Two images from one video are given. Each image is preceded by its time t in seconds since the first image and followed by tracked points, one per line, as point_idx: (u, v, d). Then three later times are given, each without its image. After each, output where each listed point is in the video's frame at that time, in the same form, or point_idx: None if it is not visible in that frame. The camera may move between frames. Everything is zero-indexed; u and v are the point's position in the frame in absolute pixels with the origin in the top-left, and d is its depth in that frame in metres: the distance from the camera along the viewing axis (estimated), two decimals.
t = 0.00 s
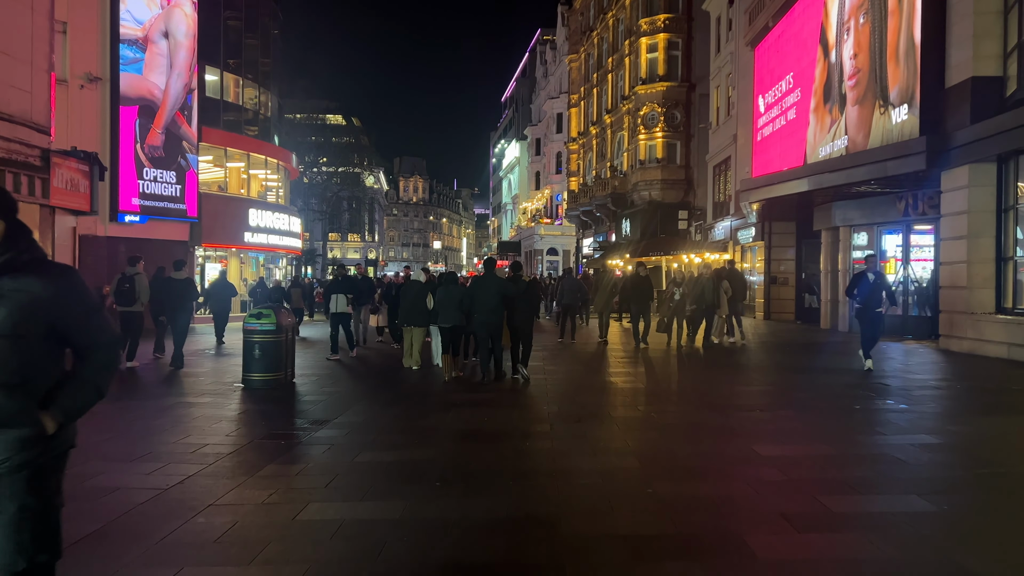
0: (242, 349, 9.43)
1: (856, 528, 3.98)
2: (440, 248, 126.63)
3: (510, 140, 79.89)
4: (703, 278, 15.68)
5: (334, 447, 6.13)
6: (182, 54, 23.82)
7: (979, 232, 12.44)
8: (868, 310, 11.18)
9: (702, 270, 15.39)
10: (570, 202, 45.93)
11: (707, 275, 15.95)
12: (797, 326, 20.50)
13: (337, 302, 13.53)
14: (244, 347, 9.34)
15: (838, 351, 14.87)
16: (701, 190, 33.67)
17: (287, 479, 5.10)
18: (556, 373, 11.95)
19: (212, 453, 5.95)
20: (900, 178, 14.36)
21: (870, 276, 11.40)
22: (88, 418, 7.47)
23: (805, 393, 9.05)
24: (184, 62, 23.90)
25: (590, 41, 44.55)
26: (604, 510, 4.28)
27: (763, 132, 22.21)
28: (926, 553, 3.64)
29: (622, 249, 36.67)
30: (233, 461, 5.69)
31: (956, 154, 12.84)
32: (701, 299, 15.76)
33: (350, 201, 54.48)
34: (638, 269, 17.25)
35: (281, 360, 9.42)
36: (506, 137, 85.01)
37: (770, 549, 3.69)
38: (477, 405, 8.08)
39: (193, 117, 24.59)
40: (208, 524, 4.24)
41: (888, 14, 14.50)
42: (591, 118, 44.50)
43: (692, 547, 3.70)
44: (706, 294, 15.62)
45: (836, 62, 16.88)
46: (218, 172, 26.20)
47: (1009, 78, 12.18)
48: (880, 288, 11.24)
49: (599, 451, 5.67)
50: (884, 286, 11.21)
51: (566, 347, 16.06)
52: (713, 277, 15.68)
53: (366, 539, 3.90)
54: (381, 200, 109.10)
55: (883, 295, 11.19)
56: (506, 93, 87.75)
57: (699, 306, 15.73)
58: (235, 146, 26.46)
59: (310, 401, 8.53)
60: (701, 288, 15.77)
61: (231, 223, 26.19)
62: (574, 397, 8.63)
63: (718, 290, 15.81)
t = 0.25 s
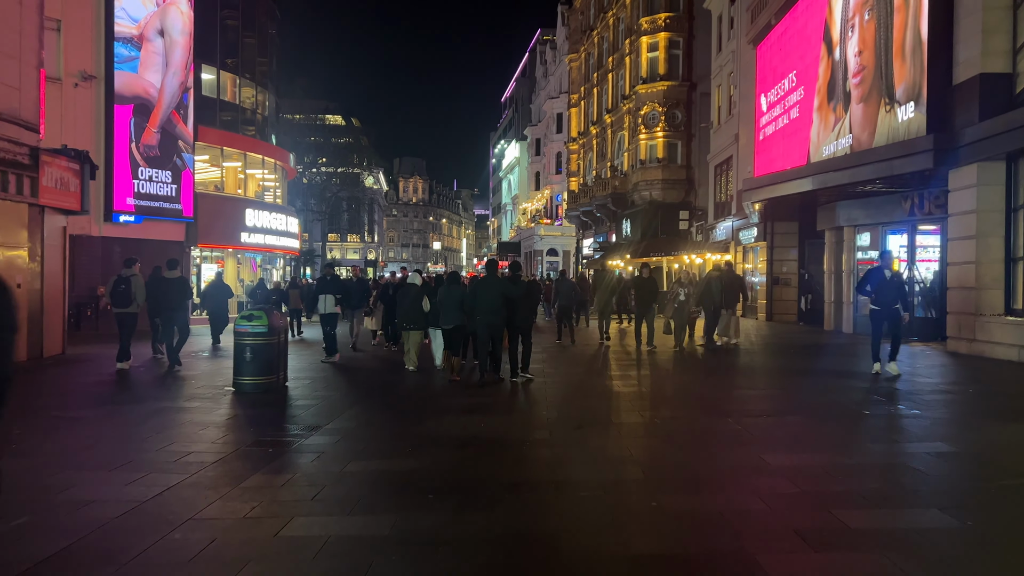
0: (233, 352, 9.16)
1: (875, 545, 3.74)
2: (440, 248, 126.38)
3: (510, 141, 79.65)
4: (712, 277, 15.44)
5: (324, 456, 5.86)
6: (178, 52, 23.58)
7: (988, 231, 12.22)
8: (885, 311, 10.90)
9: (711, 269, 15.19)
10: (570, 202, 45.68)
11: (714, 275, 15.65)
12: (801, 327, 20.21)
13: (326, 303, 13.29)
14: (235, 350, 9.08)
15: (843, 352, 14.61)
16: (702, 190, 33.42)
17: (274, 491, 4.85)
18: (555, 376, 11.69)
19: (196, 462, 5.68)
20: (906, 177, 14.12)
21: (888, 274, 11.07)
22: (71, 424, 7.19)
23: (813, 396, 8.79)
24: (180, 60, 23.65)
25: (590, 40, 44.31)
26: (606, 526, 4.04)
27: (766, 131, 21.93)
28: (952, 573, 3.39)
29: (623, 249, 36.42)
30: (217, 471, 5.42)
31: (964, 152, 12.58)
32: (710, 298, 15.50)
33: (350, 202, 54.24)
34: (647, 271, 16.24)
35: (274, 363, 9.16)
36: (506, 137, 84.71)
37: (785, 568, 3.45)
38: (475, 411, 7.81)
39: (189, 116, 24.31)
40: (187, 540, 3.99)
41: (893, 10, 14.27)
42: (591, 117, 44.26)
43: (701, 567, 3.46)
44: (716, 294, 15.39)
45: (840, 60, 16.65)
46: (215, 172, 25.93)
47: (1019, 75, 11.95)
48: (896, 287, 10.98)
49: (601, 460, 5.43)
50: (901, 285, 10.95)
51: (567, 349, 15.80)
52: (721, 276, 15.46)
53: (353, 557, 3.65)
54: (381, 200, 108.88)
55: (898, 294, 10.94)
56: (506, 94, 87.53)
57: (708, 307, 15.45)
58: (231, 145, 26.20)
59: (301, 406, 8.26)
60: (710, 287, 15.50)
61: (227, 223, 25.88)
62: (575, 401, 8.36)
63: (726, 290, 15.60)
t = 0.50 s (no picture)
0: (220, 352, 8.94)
1: (885, 557, 3.50)
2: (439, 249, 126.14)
3: (510, 141, 79.42)
4: (719, 278, 14.86)
5: (308, 460, 5.62)
6: (173, 50, 23.32)
7: (994, 229, 12.01)
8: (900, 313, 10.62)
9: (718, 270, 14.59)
10: (569, 202, 45.44)
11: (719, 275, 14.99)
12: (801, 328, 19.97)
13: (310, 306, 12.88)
14: (221, 350, 8.84)
15: (846, 353, 14.37)
16: (702, 190, 33.17)
17: (251, 498, 4.61)
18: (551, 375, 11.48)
19: (172, 466, 5.43)
20: (909, 175, 13.89)
21: (906, 275, 10.71)
22: (49, 426, 6.94)
23: (811, 396, 8.59)
24: (175, 58, 23.40)
25: (589, 39, 44.08)
26: (599, 536, 3.80)
27: (766, 129, 21.69)
28: None
29: (622, 250, 36.19)
30: (194, 476, 5.17)
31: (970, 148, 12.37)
32: (716, 299, 14.92)
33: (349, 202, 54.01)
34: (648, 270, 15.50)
35: (261, 364, 8.92)
36: (506, 138, 84.45)
37: None
38: (468, 412, 7.58)
39: (183, 114, 24.05)
40: (152, 551, 3.75)
41: (896, 5, 14.03)
42: (590, 117, 44.03)
43: None
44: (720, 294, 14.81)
45: (842, 56, 16.41)
46: (210, 171, 25.66)
47: None
48: (909, 288, 10.75)
49: (596, 465, 5.20)
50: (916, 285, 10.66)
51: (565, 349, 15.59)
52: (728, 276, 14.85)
53: (327, 570, 3.42)
54: (380, 201, 108.64)
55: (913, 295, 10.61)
56: (506, 93, 87.30)
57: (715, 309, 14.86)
58: (226, 144, 25.96)
59: (288, 408, 8.02)
60: (716, 287, 14.92)
61: (222, 222, 25.63)
62: (570, 403, 8.13)
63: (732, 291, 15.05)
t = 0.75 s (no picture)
0: (207, 359, 8.62)
1: None
2: (439, 250, 125.83)
3: (509, 142, 79.13)
4: (725, 279, 14.42)
5: (291, 479, 5.31)
6: (167, 49, 23.02)
7: (1006, 231, 11.75)
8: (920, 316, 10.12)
9: (723, 271, 14.15)
10: (569, 203, 45.14)
11: (724, 278, 14.50)
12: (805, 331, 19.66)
13: (297, 309, 12.27)
14: (208, 358, 8.53)
15: (851, 358, 14.06)
16: (703, 191, 32.85)
17: (227, 522, 4.31)
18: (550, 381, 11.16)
19: (147, 486, 5.11)
20: (916, 176, 13.59)
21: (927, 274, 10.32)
22: (23, 440, 6.62)
23: (819, 406, 8.29)
24: (169, 58, 23.10)
25: (589, 40, 43.79)
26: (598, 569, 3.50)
27: (768, 130, 21.39)
28: None
29: (622, 252, 35.88)
30: (168, 497, 4.85)
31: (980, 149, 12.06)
32: (722, 302, 14.46)
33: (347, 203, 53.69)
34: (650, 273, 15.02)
35: (249, 372, 8.61)
36: (505, 139, 84.15)
37: None
38: (463, 423, 7.27)
39: (178, 114, 23.73)
40: None
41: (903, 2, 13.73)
42: (590, 118, 43.74)
43: None
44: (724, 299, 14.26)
45: (846, 55, 16.11)
46: (206, 172, 25.35)
47: None
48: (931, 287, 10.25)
49: (596, 485, 4.90)
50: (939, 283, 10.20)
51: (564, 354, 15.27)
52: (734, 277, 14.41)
53: None
54: (380, 202, 108.35)
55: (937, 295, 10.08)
56: (506, 94, 87.06)
57: (721, 312, 14.41)
58: (222, 145, 25.65)
59: (276, 419, 7.71)
60: (722, 289, 14.48)
61: (218, 224, 25.31)
62: (568, 413, 7.83)
63: (738, 292, 14.61)
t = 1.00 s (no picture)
0: (200, 365, 8.34)
1: None
2: (439, 252, 125.56)
3: (510, 144, 78.91)
4: (739, 285, 13.69)
5: (284, 495, 5.03)
6: (164, 49, 22.75)
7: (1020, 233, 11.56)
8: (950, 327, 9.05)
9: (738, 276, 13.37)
10: (570, 205, 44.89)
11: (737, 284, 13.77)
12: (810, 334, 19.40)
13: (286, 316, 11.59)
14: (201, 363, 8.26)
15: (860, 362, 13.79)
16: (705, 193, 32.59)
17: (214, 544, 4.04)
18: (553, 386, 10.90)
19: (131, 503, 4.84)
20: (927, 177, 13.34)
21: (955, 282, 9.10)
22: (5, 451, 6.35)
23: (832, 412, 8.04)
24: (166, 58, 22.83)
25: (590, 40, 43.53)
26: None
27: (773, 131, 21.14)
28: None
29: (624, 253, 35.62)
30: (152, 515, 4.58)
31: (993, 148, 11.82)
32: (736, 309, 13.66)
33: (347, 205, 53.40)
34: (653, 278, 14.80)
35: (243, 378, 8.35)
36: (505, 141, 83.94)
37: None
38: (465, 432, 7.00)
39: (175, 115, 23.47)
40: None
41: None
42: (591, 119, 43.49)
43: None
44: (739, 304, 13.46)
45: (853, 54, 15.86)
46: (203, 174, 25.07)
47: None
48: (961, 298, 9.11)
49: (607, 503, 4.64)
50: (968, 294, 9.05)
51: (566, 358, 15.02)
52: (747, 283, 13.66)
53: None
54: (380, 204, 108.10)
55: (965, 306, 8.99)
56: (506, 96, 86.89)
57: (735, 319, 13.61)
58: (220, 146, 25.39)
59: (271, 428, 7.44)
60: (736, 295, 13.73)
61: (215, 225, 25.06)
62: (573, 420, 7.58)
63: (752, 299, 13.87)
